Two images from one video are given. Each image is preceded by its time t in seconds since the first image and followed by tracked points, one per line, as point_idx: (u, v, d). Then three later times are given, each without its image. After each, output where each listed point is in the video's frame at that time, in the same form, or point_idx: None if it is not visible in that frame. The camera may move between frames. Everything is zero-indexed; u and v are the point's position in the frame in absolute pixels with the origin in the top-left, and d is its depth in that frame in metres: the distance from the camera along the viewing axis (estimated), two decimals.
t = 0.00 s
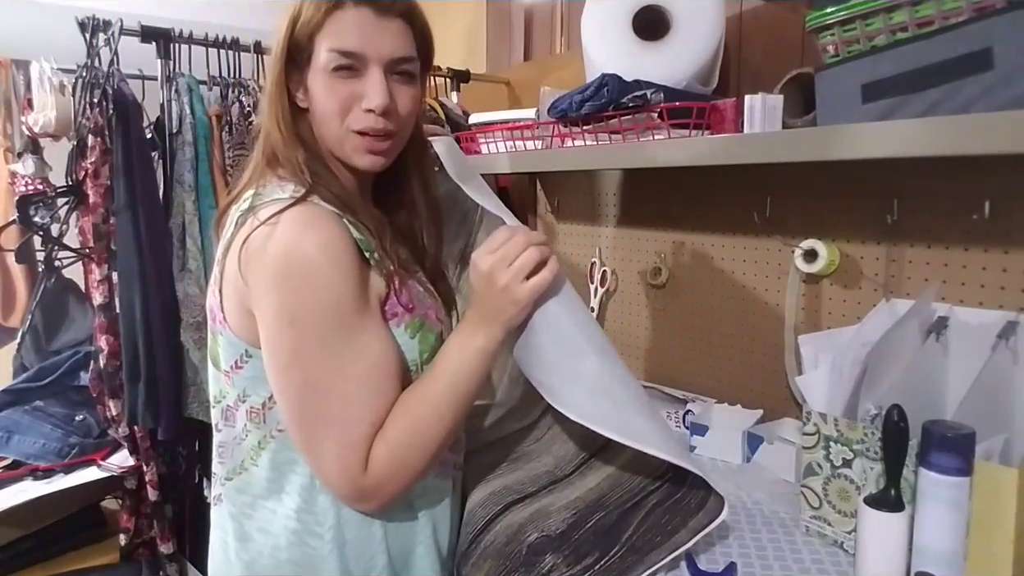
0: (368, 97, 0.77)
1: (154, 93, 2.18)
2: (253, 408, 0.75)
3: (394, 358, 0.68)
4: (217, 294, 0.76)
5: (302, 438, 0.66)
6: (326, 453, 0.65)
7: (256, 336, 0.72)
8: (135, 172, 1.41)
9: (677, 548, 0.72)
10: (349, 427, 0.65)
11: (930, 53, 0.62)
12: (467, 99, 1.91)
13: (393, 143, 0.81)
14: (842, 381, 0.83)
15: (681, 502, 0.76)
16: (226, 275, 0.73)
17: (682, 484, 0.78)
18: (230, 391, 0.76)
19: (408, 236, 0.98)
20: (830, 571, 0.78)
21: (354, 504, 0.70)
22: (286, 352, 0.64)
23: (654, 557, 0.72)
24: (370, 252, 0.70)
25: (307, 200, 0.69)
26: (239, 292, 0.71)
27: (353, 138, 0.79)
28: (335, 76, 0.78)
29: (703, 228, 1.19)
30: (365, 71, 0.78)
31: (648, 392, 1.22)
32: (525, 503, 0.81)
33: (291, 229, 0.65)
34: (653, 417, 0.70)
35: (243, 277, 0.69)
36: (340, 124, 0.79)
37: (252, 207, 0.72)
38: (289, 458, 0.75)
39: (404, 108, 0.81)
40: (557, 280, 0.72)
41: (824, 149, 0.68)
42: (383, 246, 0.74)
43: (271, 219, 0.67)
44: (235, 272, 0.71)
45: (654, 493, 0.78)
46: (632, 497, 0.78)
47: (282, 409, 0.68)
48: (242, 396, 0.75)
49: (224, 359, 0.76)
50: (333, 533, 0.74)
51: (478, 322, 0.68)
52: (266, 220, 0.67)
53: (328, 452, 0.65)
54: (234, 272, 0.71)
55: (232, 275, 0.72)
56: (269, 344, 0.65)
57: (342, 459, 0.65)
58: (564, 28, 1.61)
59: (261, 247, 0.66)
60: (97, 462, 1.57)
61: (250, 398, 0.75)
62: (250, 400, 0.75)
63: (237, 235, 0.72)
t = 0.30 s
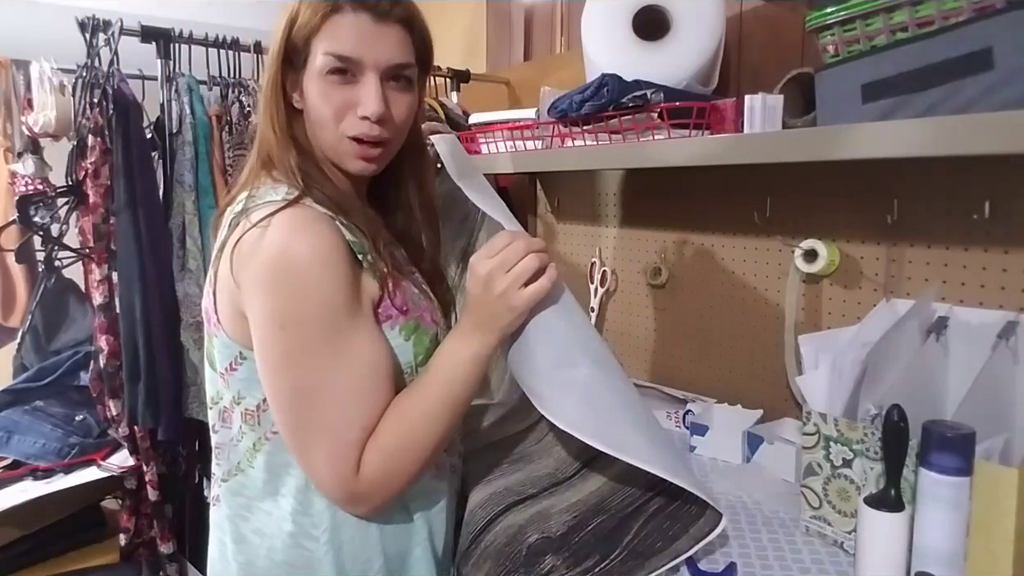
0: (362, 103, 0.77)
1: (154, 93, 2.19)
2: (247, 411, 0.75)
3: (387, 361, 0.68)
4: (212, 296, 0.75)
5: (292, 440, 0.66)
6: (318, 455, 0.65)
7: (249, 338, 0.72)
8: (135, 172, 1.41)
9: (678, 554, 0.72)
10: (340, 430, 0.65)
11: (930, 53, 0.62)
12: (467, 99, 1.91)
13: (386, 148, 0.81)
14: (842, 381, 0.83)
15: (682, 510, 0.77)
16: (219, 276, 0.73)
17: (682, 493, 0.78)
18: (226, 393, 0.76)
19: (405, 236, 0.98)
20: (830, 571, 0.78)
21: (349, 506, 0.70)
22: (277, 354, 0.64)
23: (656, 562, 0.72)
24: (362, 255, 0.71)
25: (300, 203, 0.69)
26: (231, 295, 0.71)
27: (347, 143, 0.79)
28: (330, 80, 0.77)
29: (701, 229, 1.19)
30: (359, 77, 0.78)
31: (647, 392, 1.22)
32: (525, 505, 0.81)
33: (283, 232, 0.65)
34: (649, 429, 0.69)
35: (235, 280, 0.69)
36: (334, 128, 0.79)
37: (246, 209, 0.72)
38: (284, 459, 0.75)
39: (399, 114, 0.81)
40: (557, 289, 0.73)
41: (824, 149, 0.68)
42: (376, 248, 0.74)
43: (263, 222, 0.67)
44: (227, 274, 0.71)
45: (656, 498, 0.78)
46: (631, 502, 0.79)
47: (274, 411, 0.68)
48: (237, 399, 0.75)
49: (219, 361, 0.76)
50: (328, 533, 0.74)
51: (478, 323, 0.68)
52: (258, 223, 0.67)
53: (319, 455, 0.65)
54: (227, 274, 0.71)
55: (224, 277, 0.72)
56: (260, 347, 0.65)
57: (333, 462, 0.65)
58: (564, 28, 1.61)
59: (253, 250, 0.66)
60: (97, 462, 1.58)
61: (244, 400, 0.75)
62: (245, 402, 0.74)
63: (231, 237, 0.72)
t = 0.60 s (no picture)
0: (364, 98, 0.78)
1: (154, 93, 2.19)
2: (250, 412, 0.75)
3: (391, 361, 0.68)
4: (214, 298, 0.75)
5: (301, 442, 0.66)
6: (327, 456, 0.65)
7: (251, 339, 0.72)
8: (135, 172, 1.41)
9: (678, 558, 0.73)
10: (349, 431, 0.65)
11: (930, 53, 0.62)
12: (468, 99, 1.91)
13: (388, 143, 0.81)
14: (841, 381, 0.83)
15: (682, 512, 0.77)
16: (220, 278, 0.73)
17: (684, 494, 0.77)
18: (228, 396, 0.76)
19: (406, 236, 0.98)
20: (830, 571, 0.78)
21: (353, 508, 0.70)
22: (282, 356, 0.64)
23: (655, 565, 0.73)
24: (363, 255, 0.70)
25: (300, 204, 0.69)
26: (232, 297, 0.70)
27: (348, 139, 0.79)
28: (331, 78, 0.78)
29: (700, 228, 1.20)
30: (360, 74, 0.78)
31: (647, 392, 1.22)
32: (524, 506, 0.81)
33: (284, 233, 0.65)
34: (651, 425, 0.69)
35: (237, 282, 0.69)
36: (336, 126, 0.79)
37: (246, 210, 0.72)
38: (289, 462, 0.75)
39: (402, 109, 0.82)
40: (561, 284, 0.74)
41: (824, 149, 0.68)
42: (376, 248, 0.74)
43: (264, 223, 0.67)
44: (229, 276, 0.71)
45: (656, 500, 0.78)
46: (632, 505, 0.78)
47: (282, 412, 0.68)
48: (239, 401, 0.75)
49: (221, 363, 0.76)
50: (333, 536, 0.74)
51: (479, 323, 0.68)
52: (259, 224, 0.67)
53: (329, 455, 0.65)
54: (228, 276, 0.71)
55: (225, 278, 0.71)
56: (266, 349, 0.65)
57: (344, 463, 0.65)
58: (564, 28, 1.61)
59: (256, 252, 0.66)
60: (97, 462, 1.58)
61: (247, 402, 0.74)
62: (248, 404, 0.74)
63: (231, 239, 0.72)
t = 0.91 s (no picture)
0: (369, 92, 0.78)
1: (154, 93, 2.19)
2: (256, 414, 0.74)
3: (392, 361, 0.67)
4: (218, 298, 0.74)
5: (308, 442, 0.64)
6: (330, 456, 0.63)
7: (256, 338, 0.71)
8: (135, 171, 1.40)
9: (681, 538, 0.73)
10: (355, 430, 0.63)
11: (930, 53, 0.62)
12: (468, 99, 1.91)
13: (392, 135, 0.82)
14: (842, 381, 0.83)
15: (683, 492, 0.75)
16: (224, 276, 0.72)
17: (682, 474, 0.76)
18: (232, 398, 0.76)
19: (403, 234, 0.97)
20: (830, 571, 0.78)
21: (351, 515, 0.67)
22: (289, 352, 0.63)
23: (660, 549, 0.73)
24: (367, 251, 0.70)
25: (305, 201, 0.69)
26: (239, 296, 0.70)
27: (353, 131, 0.80)
28: (333, 74, 0.78)
29: (699, 228, 1.20)
30: (361, 67, 0.79)
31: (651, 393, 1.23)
32: (526, 501, 0.85)
33: (291, 228, 0.65)
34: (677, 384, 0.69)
35: (244, 280, 0.68)
36: (341, 121, 0.79)
37: (248, 209, 0.72)
38: (296, 464, 0.75)
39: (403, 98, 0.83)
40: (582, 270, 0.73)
41: (823, 149, 0.68)
42: (377, 243, 0.74)
43: (270, 222, 0.67)
44: (235, 275, 0.70)
45: (656, 484, 0.78)
46: (632, 491, 0.80)
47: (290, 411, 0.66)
48: (244, 402, 0.74)
49: (225, 365, 0.75)
50: (340, 542, 0.74)
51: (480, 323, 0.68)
52: (265, 223, 0.67)
53: (333, 456, 0.63)
54: (234, 274, 0.70)
55: (230, 276, 0.71)
56: (275, 345, 0.65)
57: (348, 463, 0.63)
58: (564, 28, 1.61)
59: (264, 248, 0.66)
60: (97, 462, 1.58)
61: (252, 403, 0.74)
62: (253, 405, 0.74)
63: (233, 240, 0.72)
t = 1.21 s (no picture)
0: (365, 89, 0.79)
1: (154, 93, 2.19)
2: (254, 416, 0.74)
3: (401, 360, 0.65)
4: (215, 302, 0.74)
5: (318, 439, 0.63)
6: (348, 447, 0.61)
7: (255, 338, 0.71)
8: (135, 171, 1.40)
9: (682, 539, 0.71)
10: (366, 420, 0.61)
11: (930, 53, 0.62)
12: (467, 99, 1.91)
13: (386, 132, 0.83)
14: (842, 381, 0.82)
15: (684, 490, 0.73)
16: (222, 279, 0.72)
17: (683, 472, 0.73)
18: (229, 401, 0.75)
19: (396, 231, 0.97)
20: (830, 570, 0.78)
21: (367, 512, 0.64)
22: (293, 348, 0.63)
23: (662, 548, 0.72)
24: (364, 248, 0.70)
25: (299, 200, 0.69)
26: (238, 297, 0.70)
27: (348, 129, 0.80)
28: (328, 72, 0.78)
29: (699, 228, 1.20)
30: (356, 65, 0.79)
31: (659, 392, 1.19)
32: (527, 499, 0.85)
33: (289, 225, 0.65)
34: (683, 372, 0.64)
35: (245, 282, 0.68)
36: (338, 120, 0.80)
37: (242, 211, 0.72)
38: (296, 467, 0.75)
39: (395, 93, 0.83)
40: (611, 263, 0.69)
41: (822, 148, 0.68)
42: (372, 241, 0.74)
43: (266, 222, 0.67)
44: (237, 277, 0.69)
45: (656, 481, 0.76)
46: (632, 488, 0.78)
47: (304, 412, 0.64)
48: (243, 404, 0.74)
49: (222, 368, 0.75)
50: (341, 543, 0.74)
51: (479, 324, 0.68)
52: (261, 224, 0.67)
53: (345, 449, 0.61)
54: (233, 273, 0.70)
55: (228, 277, 0.71)
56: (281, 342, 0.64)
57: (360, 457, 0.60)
58: (564, 29, 1.61)
59: (263, 247, 0.66)
60: (96, 462, 1.58)
61: (251, 405, 0.73)
62: (251, 408, 0.73)
63: (227, 243, 0.72)
